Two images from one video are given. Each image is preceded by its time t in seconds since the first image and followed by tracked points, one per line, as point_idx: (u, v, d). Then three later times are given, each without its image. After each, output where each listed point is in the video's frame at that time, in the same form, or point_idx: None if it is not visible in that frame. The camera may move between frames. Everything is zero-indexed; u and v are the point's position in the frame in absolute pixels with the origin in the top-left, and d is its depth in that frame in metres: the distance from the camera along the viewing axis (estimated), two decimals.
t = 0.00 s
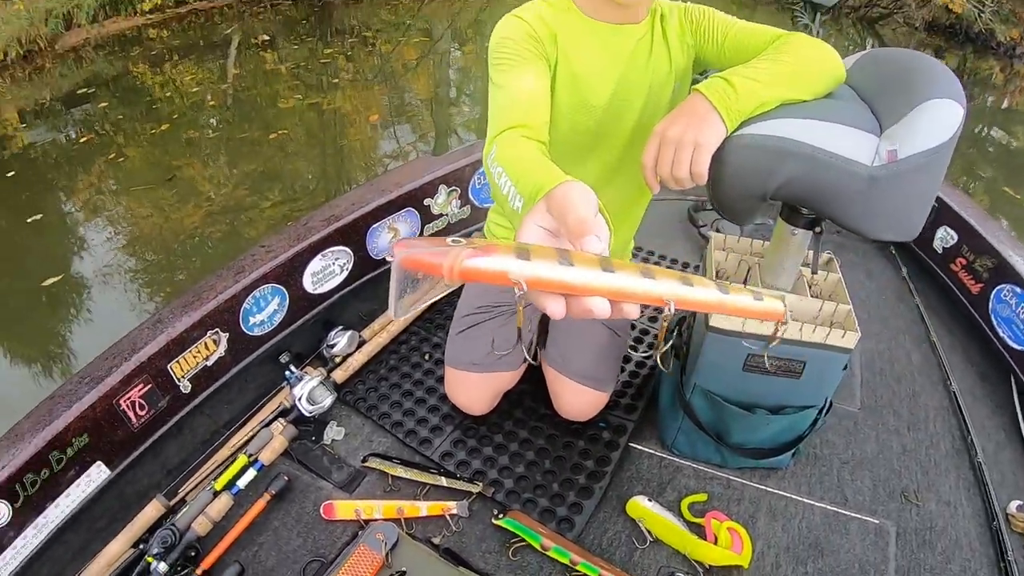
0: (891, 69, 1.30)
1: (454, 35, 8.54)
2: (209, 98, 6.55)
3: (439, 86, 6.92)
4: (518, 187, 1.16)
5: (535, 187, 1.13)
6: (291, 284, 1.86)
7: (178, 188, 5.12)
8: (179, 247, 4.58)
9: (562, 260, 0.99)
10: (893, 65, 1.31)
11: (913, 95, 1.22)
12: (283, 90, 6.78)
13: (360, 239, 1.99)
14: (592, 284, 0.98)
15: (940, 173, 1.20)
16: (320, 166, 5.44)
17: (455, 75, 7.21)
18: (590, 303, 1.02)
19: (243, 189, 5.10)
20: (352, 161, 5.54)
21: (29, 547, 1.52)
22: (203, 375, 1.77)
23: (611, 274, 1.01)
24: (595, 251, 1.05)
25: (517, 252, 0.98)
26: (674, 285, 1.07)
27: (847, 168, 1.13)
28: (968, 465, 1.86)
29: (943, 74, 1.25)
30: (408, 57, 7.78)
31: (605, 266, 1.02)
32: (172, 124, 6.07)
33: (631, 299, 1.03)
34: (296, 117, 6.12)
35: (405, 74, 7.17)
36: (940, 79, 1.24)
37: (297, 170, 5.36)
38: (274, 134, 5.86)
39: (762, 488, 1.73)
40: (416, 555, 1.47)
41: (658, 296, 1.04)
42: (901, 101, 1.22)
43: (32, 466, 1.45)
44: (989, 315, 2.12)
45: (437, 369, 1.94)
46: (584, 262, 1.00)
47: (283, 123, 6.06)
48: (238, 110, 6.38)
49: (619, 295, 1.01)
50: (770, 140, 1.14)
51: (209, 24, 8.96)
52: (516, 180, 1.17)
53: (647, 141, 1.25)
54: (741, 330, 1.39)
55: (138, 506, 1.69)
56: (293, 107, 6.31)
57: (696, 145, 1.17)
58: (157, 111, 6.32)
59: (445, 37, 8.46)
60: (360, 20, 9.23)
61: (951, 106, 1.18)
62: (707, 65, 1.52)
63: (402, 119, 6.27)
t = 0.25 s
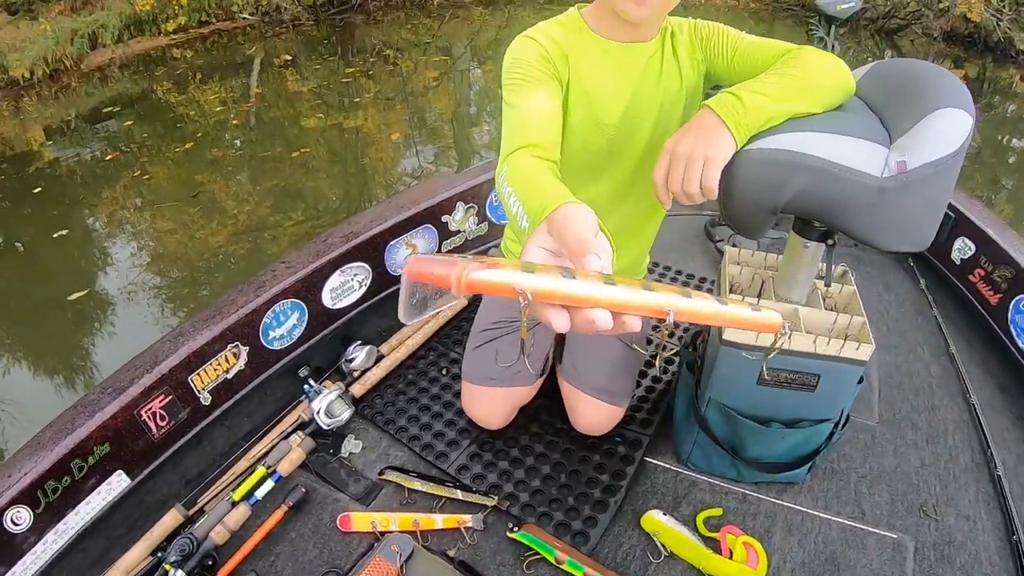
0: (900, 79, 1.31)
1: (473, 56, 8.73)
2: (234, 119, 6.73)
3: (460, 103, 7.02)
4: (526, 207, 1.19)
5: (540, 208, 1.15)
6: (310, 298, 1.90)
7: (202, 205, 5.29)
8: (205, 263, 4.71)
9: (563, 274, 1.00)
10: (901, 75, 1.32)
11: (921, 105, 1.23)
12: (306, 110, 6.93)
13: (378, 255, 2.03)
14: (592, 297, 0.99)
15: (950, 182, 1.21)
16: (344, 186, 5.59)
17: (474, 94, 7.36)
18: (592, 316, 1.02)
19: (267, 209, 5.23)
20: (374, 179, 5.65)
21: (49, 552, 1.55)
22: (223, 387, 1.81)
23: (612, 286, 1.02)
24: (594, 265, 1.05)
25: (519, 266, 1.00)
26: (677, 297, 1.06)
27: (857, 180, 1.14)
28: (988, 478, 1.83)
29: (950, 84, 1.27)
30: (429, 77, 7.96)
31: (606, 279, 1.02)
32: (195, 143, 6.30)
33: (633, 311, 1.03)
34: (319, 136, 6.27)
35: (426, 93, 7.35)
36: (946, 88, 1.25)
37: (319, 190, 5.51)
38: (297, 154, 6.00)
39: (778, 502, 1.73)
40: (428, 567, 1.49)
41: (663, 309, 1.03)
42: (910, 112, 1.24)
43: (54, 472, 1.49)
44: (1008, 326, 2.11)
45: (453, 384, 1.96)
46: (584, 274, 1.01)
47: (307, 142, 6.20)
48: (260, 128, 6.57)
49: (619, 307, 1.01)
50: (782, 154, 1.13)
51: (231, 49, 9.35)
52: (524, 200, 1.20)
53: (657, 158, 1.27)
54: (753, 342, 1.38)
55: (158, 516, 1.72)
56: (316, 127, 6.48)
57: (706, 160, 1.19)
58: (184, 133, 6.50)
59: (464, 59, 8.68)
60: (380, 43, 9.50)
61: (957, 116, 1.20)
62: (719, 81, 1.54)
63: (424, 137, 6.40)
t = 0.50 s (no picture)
0: (894, 107, 1.34)
1: (477, 82, 8.88)
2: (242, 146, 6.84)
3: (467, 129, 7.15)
4: (523, 242, 1.22)
5: (534, 243, 1.19)
6: (318, 327, 1.93)
7: (214, 236, 5.34)
8: (215, 289, 4.78)
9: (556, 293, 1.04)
10: (894, 102, 1.35)
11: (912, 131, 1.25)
12: (315, 137, 7.05)
13: (385, 284, 2.06)
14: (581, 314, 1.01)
15: (942, 206, 1.21)
16: (351, 212, 5.66)
17: (480, 119, 7.47)
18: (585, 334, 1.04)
19: (276, 235, 5.30)
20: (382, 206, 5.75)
21: None
22: (233, 415, 1.84)
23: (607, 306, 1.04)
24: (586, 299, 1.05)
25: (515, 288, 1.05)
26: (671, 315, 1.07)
27: (848, 204, 1.15)
28: (995, 493, 1.83)
29: (943, 109, 1.28)
30: (435, 103, 8.10)
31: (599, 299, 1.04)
32: (205, 172, 6.37)
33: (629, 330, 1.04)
34: (328, 163, 6.37)
35: (432, 120, 7.46)
36: (938, 114, 1.27)
37: (328, 216, 5.59)
38: (305, 181, 6.07)
39: (783, 523, 1.73)
40: None
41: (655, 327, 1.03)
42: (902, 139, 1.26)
43: (66, 498, 1.52)
44: (1011, 339, 2.12)
45: (460, 411, 1.98)
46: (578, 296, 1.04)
47: (316, 169, 6.29)
48: (267, 157, 6.66)
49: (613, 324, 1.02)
50: (775, 180, 1.14)
51: (239, 78, 9.51)
52: (521, 234, 1.23)
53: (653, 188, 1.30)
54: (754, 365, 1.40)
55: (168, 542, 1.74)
56: (324, 154, 6.58)
57: (700, 190, 1.22)
58: (194, 161, 6.61)
59: (469, 85, 8.82)
60: (386, 70, 9.67)
61: (948, 141, 1.21)
62: (714, 110, 1.57)
63: (431, 164, 6.52)
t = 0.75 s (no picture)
0: (882, 125, 1.36)
1: (475, 105, 8.98)
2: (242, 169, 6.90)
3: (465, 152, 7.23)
4: (513, 266, 1.23)
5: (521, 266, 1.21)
6: (317, 350, 1.94)
7: (214, 259, 5.36)
8: (215, 312, 4.81)
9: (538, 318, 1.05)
10: (882, 121, 1.37)
11: (899, 149, 1.27)
12: (314, 161, 7.10)
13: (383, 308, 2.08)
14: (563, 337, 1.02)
15: (930, 223, 1.22)
16: (351, 235, 5.69)
17: (478, 141, 7.55)
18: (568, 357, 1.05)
19: (275, 258, 5.33)
20: (381, 229, 5.79)
21: None
22: (232, 438, 1.84)
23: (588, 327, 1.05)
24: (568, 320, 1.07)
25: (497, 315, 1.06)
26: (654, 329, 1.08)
27: (838, 223, 1.16)
28: (995, 505, 1.84)
29: (930, 127, 1.30)
30: (434, 126, 8.18)
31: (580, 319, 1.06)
32: (205, 195, 6.42)
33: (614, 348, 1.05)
34: (327, 186, 6.42)
35: (430, 142, 7.54)
36: (925, 132, 1.28)
37: (326, 238, 5.62)
38: (305, 205, 6.11)
39: (782, 540, 1.73)
40: None
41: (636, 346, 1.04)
42: (889, 157, 1.27)
43: (66, 519, 1.52)
44: (1008, 352, 2.13)
45: (459, 434, 1.99)
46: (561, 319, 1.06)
47: (315, 193, 6.34)
48: (267, 179, 6.72)
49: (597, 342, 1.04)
50: (764, 200, 1.16)
51: (239, 101, 9.60)
52: (510, 256, 1.25)
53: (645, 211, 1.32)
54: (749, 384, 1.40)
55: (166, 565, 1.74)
56: (323, 176, 6.63)
57: (691, 214, 1.24)
58: (194, 184, 6.66)
59: (467, 108, 8.92)
60: (384, 93, 9.78)
61: (935, 158, 1.22)
62: (706, 132, 1.60)
63: (429, 186, 6.57)
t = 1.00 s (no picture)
0: (869, 136, 1.38)
1: (470, 118, 9.03)
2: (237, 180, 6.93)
3: (459, 165, 7.25)
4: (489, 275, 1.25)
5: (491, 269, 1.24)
6: (310, 361, 1.95)
7: (208, 271, 5.35)
8: (208, 323, 4.80)
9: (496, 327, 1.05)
10: (869, 133, 1.39)
11: (887, 160, 1.29)
12: (308, 172, 7.11)
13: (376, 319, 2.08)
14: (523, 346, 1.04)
15: (916, 232, 1.24)
16: (345, 247, 5.70)
17: (472, 154, 7.58)
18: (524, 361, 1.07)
19: (269, 270, 5.33)
20: (375, 242, 5.80)
21: None
22: (224, 448, 1.84)
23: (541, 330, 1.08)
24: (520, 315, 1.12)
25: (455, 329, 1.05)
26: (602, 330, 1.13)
27: (826, 233, 1.17)
28: (988, 513, 1.85)
29: (917, 138, 1.32)
30: (428, 138, 8.21)
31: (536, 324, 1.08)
32: (199, 206, 6.42)
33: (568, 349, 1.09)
34: (321, 199, 6.44)
35: (425, 155, 7.57)
36: (911, 142, 1.30)
37: (320, 251, 5.62)
38: (300, 217, 6.12)
39: (775, 550, 1.73)
40: None
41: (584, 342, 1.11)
42: (877, 168, 1.29)
43: (57, 527, 1.51)
44: (998, 360, 2.15)
45: (451, 444, 1.99)
46: (518, 325, 1.08)
47: (309, 205, 6.36)
48: (261, 191, 6.74)
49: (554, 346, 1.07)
50: (756, 212, 1.17)
51: (234, 112, 9.63)
52: (485, 262, 1.27)
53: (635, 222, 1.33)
54: (740, 394, 1.41)
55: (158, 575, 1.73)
56: (317, 189, 6.65)
57: (681, 225, 1.25)
58: (188, 196, 6.66)
59: (461, 121, 8.96)
60: (379, 106, 9.83)
61: (921, 168, 1.24)
62: (696, 145, 1.62)
63: (423, 199, 6.58)
